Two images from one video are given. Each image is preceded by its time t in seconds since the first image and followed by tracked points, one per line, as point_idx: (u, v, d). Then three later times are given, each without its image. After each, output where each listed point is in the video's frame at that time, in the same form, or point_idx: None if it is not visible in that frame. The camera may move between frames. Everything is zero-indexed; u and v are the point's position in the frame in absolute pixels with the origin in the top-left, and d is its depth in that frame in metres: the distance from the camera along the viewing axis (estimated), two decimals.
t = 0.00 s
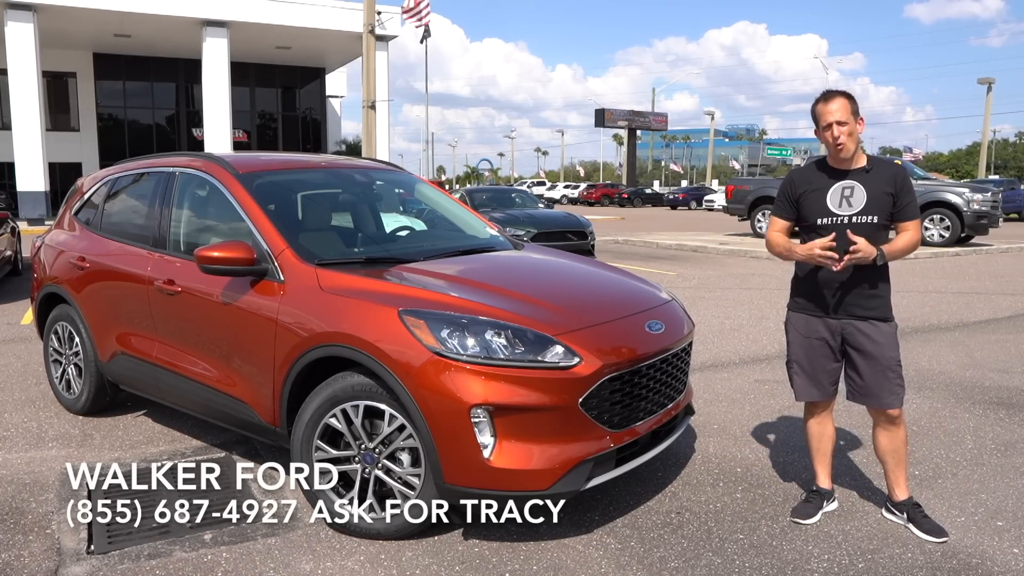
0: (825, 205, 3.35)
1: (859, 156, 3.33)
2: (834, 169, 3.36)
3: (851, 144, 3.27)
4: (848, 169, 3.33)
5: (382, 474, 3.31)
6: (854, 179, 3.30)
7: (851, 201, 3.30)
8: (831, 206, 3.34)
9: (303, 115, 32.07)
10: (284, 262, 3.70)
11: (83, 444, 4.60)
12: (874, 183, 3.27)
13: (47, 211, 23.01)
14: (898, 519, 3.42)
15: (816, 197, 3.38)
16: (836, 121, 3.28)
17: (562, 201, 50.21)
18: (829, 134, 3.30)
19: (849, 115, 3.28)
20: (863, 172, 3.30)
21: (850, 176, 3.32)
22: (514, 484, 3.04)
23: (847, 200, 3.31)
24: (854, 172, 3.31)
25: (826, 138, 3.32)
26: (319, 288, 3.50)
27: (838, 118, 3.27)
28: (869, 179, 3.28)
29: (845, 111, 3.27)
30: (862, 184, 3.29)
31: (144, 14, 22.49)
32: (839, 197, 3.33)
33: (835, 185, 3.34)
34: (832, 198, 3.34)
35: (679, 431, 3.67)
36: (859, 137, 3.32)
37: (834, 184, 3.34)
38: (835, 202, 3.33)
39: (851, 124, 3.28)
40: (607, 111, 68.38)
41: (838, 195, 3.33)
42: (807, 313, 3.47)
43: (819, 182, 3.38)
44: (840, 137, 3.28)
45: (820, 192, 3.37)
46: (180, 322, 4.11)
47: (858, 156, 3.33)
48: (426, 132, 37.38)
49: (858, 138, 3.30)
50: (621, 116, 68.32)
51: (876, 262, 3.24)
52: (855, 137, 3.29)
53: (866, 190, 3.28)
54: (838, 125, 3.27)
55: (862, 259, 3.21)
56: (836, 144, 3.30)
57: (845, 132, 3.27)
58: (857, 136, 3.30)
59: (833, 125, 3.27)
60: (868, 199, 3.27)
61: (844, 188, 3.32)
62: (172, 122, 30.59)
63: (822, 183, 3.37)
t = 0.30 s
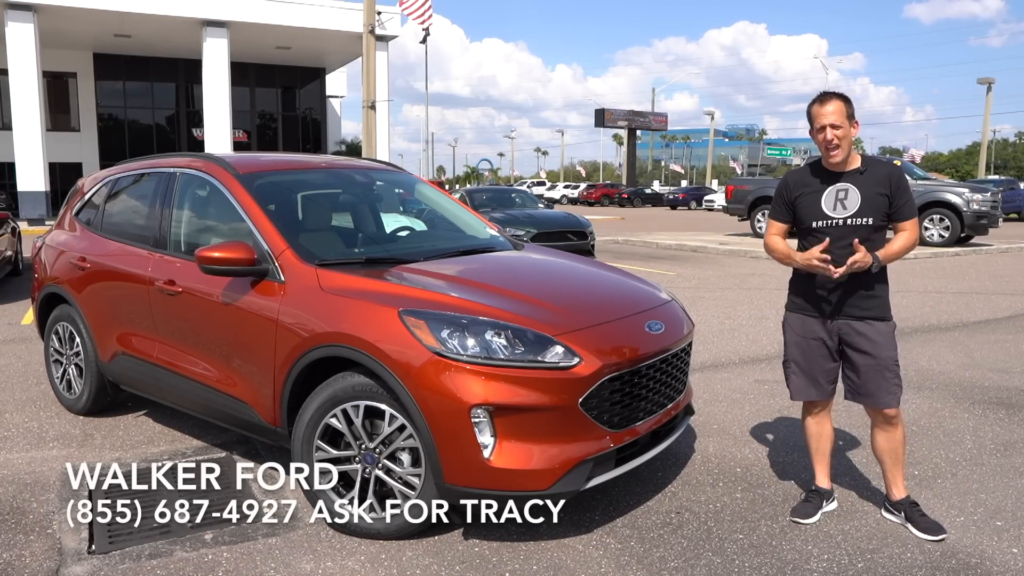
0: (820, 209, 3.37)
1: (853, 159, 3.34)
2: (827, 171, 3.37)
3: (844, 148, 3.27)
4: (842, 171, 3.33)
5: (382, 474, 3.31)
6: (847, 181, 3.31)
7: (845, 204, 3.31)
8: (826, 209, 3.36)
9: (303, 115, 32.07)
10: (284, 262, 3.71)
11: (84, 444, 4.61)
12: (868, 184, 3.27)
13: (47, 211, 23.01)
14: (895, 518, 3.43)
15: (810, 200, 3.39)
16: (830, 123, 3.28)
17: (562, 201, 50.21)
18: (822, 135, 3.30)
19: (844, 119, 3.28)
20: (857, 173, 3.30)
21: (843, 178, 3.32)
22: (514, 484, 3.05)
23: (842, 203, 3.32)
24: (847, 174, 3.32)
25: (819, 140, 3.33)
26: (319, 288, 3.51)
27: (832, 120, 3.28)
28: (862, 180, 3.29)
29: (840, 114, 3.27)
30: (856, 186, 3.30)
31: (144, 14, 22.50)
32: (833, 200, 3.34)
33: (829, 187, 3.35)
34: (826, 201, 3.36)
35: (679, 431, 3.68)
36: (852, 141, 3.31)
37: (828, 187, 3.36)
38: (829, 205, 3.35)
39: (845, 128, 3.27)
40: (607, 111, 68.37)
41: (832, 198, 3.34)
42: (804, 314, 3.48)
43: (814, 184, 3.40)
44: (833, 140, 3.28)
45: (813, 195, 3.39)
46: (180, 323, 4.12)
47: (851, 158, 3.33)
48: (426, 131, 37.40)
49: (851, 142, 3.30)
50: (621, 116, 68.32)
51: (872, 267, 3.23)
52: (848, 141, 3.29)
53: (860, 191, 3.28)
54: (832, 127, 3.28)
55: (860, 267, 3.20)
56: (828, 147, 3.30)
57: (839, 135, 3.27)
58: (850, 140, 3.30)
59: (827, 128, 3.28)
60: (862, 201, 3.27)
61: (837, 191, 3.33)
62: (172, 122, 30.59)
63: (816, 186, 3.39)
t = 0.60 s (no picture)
0: (821, 211, 3.36)
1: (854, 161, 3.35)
2: (829, 172, 3.35)
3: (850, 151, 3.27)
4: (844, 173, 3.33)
5: (383, 474, 3.32)
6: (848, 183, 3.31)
7: (845, 205, 3.31)
8: (826, 211, 3.35)
9: (303, 115, 32.08)
10: (285, 263, 3.71)
11: (85, 444, 4.62)
12: (868, 184, 3.28)
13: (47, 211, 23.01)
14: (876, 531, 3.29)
15: (811, 203, 3.38)
16: (840, 126, 3.25)
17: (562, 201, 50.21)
18: (832, 137, 3.27)
19: (853, 122, 3.26)
20: (857, 174, 3.30)
21: (844, 179, 3.32)
22: (514, 484, 3.05)
23: (843, 204, 3.32)
24: (850, 176, 3.31)
25: (826, 140, 3.30)
26: (319, 288, 3.52)
27: (843, 123, 3.25)
28: (862, 180, 3.29)
29: (850, 117, 3.25)
30: (856, 186, 3.30)
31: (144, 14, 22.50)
32: (834, 201, 3.33)
33: (830, 189, 3.34)
34: (827, 203, 3.35)
35: (679, 431, 3.69)
36: (857, 144, 3.31)
37: (828, 189, 3.35)
38: (830, 207, 3.34)
39: (854, 131, 3.26)
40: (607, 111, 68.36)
41: (832, 200, 3.34)
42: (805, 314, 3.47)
43: (813, 186, 3.37)
44: (842, 142, 3.26)
45: (813, 196, 3.37)
46: (181, 323, 4.13)
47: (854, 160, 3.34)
48: (425, 131, 37.40)
49: (856, 145, 3.30)
50: (621, 116, 68.32)
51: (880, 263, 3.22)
52: (854, 144, 3.29)
53: (861, 192, 3.28)
54: (843, 130, 3.25)
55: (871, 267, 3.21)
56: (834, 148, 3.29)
57: (848, 138, 3.26)
58: (856, 143, 3.30)
59: (838, 130, 3.25)
60: (863, 202, 3.28)
61: (838, 192, 3.32)
62: (172, 122, 30.59)
63: (816, 187, 3.37)
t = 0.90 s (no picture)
0: (825, 213, 3.29)
1: (864, 161, 3.26)
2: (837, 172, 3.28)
3: (860, 151, 3.19)
4: (852, 174, 3.25)
5: (384, 474, 3.32)
6: (855, 185, 3.23)
7: (850, 209, 3.25)
8: (831, 213, 3.28)
9: (303, 115, 32.09)
10: (285, 263, 3.72)
11: (86, 444, 4.62)
12: (875, 189, 3.21)
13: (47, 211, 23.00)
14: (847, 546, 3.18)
15: (816, 204, 3.31)
16: (854, 123, 3.16)
17: (562, 201, 50.21)
18: (844, 133, 3.18)
19: (868, 121, 3.17)
20: (865, 177, 3.23)
21: (851, 182, 3.25)
22: (514, 484, 3.06)
23: (848, 207, 3.25)
24: (856, 178, 3.24)
25: (838, 136, 3.20)
26: (319, 288, 3.53)
27: (857, 120, 3.16)
28: (870, 185, 3.22)
29: (865, 115, 3.15)
30: (863, 190, 3.22)
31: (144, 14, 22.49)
32: (839, 204, 3.27)
33: (836, 191, 3.27)
34: (831, 205, 3.28)
35: (679, 432, 3.69)
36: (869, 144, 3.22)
37: (834, 190, 3.28)
38: (835, 210, 3.28)
39: (868, 131, 3.17)
40: (607, 111, 68.35)
41: (838, 202, 3.27)
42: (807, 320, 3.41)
43: (819, 187, 3.30)
44: (854, 141, 3.17)
45: (819, 197, 3.30)
46: (182, 322, 4.13)
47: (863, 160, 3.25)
48: (425, 131, 37.41)
49: (868, 146, 3.21)
50: (621, 116, 68.30)
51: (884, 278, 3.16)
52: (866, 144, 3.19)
53: (867, 197, 3.21)
54: (856, 128, 3.16)
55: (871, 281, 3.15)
56: (845, 146, 3.20)
57: (860, 137, 3.17)
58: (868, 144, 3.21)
59: (852, 127, 3.15)
60: (869, 207, 3.21)
61: (844, 195, 3.25)
62: (172, 122, 30.59)
63: (823, 188, 3.30)
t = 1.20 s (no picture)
0: (838, 206, 3.16)
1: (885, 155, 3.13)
2: (856, 162, 3.14)
3: (885, 141, 3.05)
4: (872, 167, 3.11)
5: (383, 474, 3.32)
6: (872, 179, 3.10)
7: (865, 203, 3.11)
8: (844, 207, 3.15)
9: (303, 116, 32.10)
10: (285, 264, 3.72)
11: (86, 445, 4.63)
12: (894, 185, 3.07)
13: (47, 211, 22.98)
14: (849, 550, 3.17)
15: (829, 195, 3.18)
16: (882, 111, 3.02)
17: (562, 201, 50.22)
18: (870, 120, 3.04)
19: (896, 111, 3.04)
20: (885, 172, 3.09)
21: (869, 175, 3.12)
22: (514, 484, 3.06)
23: (863, 201, 3.12)
24: (876, 171, 3.10)
25: (863, 124, 3.07)
26: (319, 289, 3.53)
27: (885, 108, 3.02)
28: (888, 179, 3.09)
29: (893, 104, 3.02)
30: (881, 185, 3.10)
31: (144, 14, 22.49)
32: (854, 197, 3.13)
33: (853, 183, 3.14)
34: (846, 198, 3.15)
35: (679, 431, 3.70)
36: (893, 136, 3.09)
37: (851, 183, 3.15)
38: (849, 203, 3.14)
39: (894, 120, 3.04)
40: (607, 111, 68.36)
41: (853, 195, 3.13)
42: (815, 324, 3.26)
43: (835, 178, 3.18)
44: (880, 129, 3.04)
45: (834, 189, 3.17)
46: (182, 323, 4.13)
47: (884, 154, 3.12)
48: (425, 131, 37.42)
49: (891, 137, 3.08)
50: (621, 116, 68.30)
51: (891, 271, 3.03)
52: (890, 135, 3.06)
53: (884, 192, 3.08)
54: (883, 116, 3.03)
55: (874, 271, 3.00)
56: (869, 134, 3.06)
57: (886, 126, 3.04)
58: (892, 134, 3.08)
59: (879, 114, 3.02)
60: (885, 202, 3.08)
61: (860, 188, 3.13)
62: (172, 122, 30.60)
63: (839, 181, 3.17)
